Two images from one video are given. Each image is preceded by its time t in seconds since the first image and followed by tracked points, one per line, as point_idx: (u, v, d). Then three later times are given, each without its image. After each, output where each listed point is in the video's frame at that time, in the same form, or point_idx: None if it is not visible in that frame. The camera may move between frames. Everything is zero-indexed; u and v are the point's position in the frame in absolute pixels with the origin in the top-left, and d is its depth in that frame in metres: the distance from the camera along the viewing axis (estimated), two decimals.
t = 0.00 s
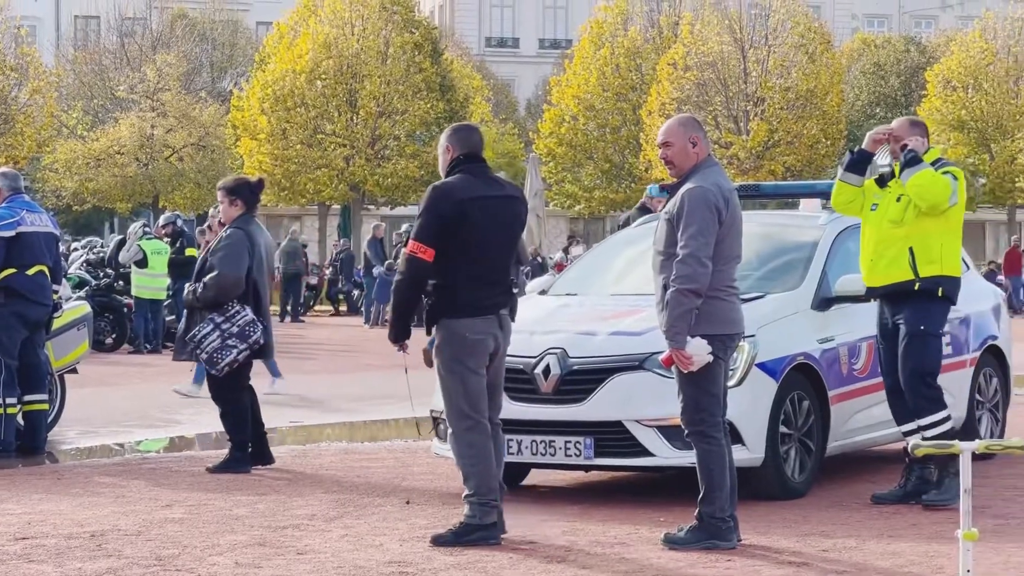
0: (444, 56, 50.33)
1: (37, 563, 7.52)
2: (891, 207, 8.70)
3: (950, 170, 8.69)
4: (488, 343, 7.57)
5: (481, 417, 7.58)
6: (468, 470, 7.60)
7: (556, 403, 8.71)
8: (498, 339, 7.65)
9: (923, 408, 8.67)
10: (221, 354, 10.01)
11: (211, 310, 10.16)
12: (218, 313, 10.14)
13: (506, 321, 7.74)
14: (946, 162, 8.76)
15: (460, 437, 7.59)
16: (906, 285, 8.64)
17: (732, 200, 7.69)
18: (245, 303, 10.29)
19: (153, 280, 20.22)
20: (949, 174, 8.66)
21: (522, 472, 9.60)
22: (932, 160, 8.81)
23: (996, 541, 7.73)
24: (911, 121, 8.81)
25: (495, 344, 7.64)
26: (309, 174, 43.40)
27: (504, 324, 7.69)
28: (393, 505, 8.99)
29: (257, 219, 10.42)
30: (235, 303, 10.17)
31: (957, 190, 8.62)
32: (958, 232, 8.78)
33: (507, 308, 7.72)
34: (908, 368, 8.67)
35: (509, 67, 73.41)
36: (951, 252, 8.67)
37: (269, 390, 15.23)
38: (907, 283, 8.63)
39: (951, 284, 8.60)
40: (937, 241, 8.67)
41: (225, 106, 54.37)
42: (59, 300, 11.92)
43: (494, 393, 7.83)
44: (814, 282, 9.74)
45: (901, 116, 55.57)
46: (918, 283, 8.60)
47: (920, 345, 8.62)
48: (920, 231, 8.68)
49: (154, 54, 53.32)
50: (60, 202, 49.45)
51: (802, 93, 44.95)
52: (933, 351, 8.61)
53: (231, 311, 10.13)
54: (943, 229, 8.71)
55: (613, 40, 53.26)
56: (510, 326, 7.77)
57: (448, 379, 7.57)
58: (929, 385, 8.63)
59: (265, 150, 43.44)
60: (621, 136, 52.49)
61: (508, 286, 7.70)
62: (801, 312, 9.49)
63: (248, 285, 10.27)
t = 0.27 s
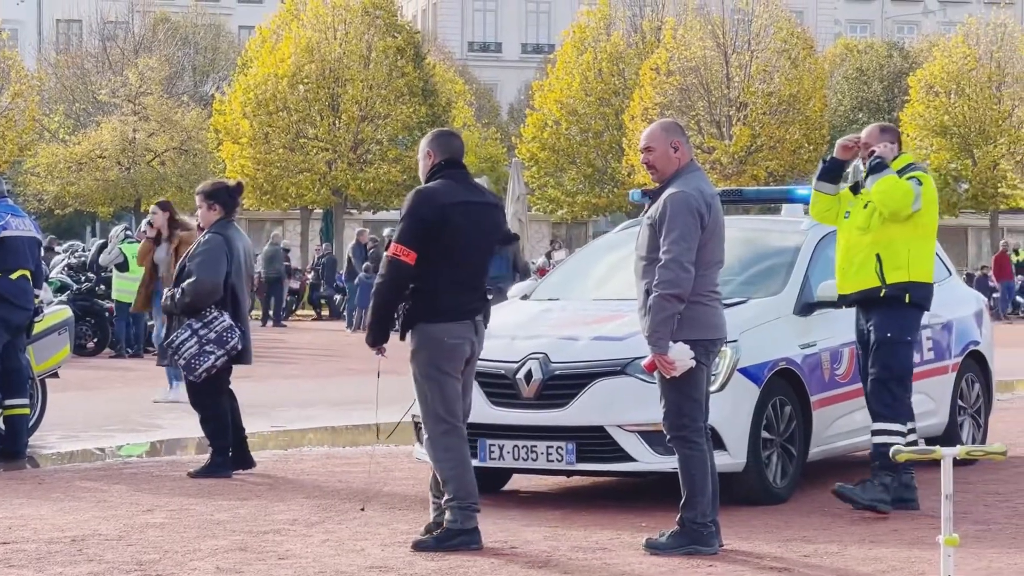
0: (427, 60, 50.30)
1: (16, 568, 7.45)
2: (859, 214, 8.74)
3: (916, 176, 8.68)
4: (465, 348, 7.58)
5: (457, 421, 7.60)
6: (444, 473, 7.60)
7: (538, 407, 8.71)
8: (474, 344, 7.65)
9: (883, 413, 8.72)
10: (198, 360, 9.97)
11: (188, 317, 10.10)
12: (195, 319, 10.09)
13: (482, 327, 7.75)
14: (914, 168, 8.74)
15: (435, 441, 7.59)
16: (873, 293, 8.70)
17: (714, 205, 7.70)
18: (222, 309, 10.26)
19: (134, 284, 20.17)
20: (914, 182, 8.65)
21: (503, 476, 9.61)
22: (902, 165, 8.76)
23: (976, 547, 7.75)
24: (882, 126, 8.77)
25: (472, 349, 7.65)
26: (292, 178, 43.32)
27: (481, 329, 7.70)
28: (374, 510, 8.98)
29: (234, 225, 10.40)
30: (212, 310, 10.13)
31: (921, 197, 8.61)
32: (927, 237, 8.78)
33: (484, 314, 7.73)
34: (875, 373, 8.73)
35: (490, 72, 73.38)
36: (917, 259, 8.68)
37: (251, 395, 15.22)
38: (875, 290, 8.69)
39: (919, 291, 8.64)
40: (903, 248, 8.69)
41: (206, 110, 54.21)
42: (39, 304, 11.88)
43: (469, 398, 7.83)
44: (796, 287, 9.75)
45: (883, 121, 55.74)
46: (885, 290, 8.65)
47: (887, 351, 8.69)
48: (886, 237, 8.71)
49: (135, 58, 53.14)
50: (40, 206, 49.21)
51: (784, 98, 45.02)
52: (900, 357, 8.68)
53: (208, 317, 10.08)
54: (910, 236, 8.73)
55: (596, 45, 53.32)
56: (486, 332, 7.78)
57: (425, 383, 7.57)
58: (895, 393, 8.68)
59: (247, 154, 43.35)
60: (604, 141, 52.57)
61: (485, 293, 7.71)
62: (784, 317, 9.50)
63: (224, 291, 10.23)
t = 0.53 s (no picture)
0: (417, 65, 50.33)
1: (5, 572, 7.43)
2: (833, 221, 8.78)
3: (888, 183, 8.70)
4: (448, 352, 7.59)
5: (432, 422, 7.59)
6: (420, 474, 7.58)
7: (528, 412, 8.71)
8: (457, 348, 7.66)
9: (853, 424, 8.79)
10: (189, 366, 9.99)
11: (177, 321, 10.09)
12: (185, 324, 10.08)
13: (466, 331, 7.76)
14: (891, 176, 8.76)
15: (412, 443, 7.56)
16: (844, 299, 8.73)
17: (703, 209, 7.71)
18: (212, 314, 10.26)
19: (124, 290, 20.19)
20: (885, 189, 8.67)
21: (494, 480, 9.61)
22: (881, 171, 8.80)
23: (964, 551, 7.77)
24: (862, 133, 8.83)
25: (456, 352, 7.65)
26: (282, 182, 43.28)
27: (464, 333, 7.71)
28: (364, 514, 8.98)
29: (222, 228, 10.40)
30: (203, 314, 10.13)
31: (891, 204, 8.61)
32: (902, 246, 8.76)
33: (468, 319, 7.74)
34: (846, 382, 8.79)
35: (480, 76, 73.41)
36: (888, 266, 8.66)
37: (241, 399, 15.23)
38: (843, 296, 8.72)
39: (888, 297, 8.63)
40: (875, 254, 8.68)
41: (196, 114, 54.19)
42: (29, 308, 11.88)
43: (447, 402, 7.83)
44: (786, 292, 9.76)
45: (874, 126, 55.84)
46: (854, 296, 8.68)
47: (853, 359, 8.75)
48: (859, 244, 8.71)
49: (125, 62, 53.10)
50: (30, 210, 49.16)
51: (775, 103, 45.09)
52: (867, 364, 8.71)
53: (199, 321, 10.09)
54: (882, 242, 8.71)
55: (587, 50, 53.37)
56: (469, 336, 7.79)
57: (405, 383, 7.55)
58: (863, 402, 8.75)
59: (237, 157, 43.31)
60: (594, 145, 52.65)
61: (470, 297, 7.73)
62: (773, 321, 9.52)
63: (215, 295, 10.23)
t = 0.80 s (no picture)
0: (414, 68, 50.35)
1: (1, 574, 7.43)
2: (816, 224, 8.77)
3: (869, 188, 8.65)
4: (435, 354, 7.58)
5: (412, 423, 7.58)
6: (393, 474, 7.55)
7: (524, 414, 8.70)
8: (446, 351, 7.64)
9: (841, 429, 8.80)
10: (189, 370, 10.02)
11: (175, 324, 10.09)
12: (182, 328, 10.08)
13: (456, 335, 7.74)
14: (875, 179, 8.70)
15: (391, 443, 7.54)
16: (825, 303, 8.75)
17: (699, 211, 7.71)
18: (208, 316, 10.25)
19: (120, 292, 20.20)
20: (865, 194, 8.62)
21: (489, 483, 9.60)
22: (865, 174, 8.74)
23: (960, 554, 7.76)
24: (849, 135, 8.79)
25: (443, 355, 7.63)
26: (278, 185, 43.23)
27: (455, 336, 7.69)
28: (360, 517, 8.98)
29: (213, 229, 10.32)
30: (199, 317, 10.12)
31: (870, 209, 8.56)
32: (885, 249, 8.72)
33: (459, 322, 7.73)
34: (833, 387, 8.81)
35: (477, 79, 73.44)
36: (868, 271, 8.65)
37: (237, 402, 15.23)
38: (823, 300, 8.75)
39: (868, 302, 8.63)
40: (855, 259, 8.67)
41: (193, 116, 54.16)
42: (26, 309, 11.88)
43: (433, 405, 7.81)
44: (782, 295, 9.76)
45: (870, 130, 55.86)
46: (835, 300, 8.70)
47: (837, 362, 8.77)
48: (840, 249, 8.71)
49: (122, 65, 53.10)
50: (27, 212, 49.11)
51: (771, 106, 45.06)
52: (849, 367, 8.73)
53: (196, 324, 10.08)
54: (862, 247, 8.68)
55: (583, 53, 53.35)
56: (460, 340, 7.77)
57: (389, 384, 7.54)
58: (850, 407, 8.78)
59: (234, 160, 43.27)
60: (590, 148, 52.62)
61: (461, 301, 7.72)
62: (770, 324, 9.52)
63: (211, 296, 10.22)
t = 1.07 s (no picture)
0: (418, 69, 50.40)
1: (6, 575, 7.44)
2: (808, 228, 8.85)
3: (859, 191, 8.65)
4: (426, 357, 7.59)
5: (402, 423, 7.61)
6: (370, 475, 7.61)
7: (528, 416, 8.71)
8: (439, 353, 7.64)
9: (845, 432, 8.79)
10: (193, 372, 10.04)
11: (178, 327, 10.09)
12: (186, 330, 10.07)
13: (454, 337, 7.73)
14: (867, 181, 8.71)
15: (376, 444, 7.60)
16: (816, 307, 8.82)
17: (702, 213, 7.72)
18: (209, 318, 10.27)
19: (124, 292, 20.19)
20: (853, 198, 8.62)
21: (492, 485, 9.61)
22: (859, 176, 8.75)
23: (965, 556, 7.77)
24: (844, 137, 8.81)
25: (436, 356, 7.63)
26: (281, 186, 43.29)
27: (451, 337, 7.68)
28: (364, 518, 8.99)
29: (207, 232, 10.33)
30: (202, 318, 10.12)
31: (856, 214, 8.57)
32: (876, 253, 8.74)
33: (456, 323, 7.73)
34: (834, 390, 8.81)
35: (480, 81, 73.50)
36: (858, 274, 8.68)
37: (240, 403, 15.25)
38: (813, 305, 8.82)
39: (859, 306, 8.66)
40: (845, 262, 8.72)
41: (196, 118, 54.20)
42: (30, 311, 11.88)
43: (430, 406, 7.82)
44: (786, 296, 9.77)
45: (873, 132, 55.93)
46: (826, 305, 8.75)
47: (835, 366, 8.79)
48: (831, 252, 8.79)
49: (126, 66, 53.15)
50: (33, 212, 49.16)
51: (774, 108, 45.09)
52: (848, 370, 8.74)
53: (199, 326, 10.09)
54: (852, 249, 8.73)
55: (587, 54, 53.40)
56: (458, 341, 7.77)
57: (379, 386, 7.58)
58: (852, 409, 8.77)
59: (237, 162, 43.30)
60: (593, 150, 52.63)
61: (457, 301, 7.72)
62: (773, 327, 9.53)
63: (212, 297, 10.23)
